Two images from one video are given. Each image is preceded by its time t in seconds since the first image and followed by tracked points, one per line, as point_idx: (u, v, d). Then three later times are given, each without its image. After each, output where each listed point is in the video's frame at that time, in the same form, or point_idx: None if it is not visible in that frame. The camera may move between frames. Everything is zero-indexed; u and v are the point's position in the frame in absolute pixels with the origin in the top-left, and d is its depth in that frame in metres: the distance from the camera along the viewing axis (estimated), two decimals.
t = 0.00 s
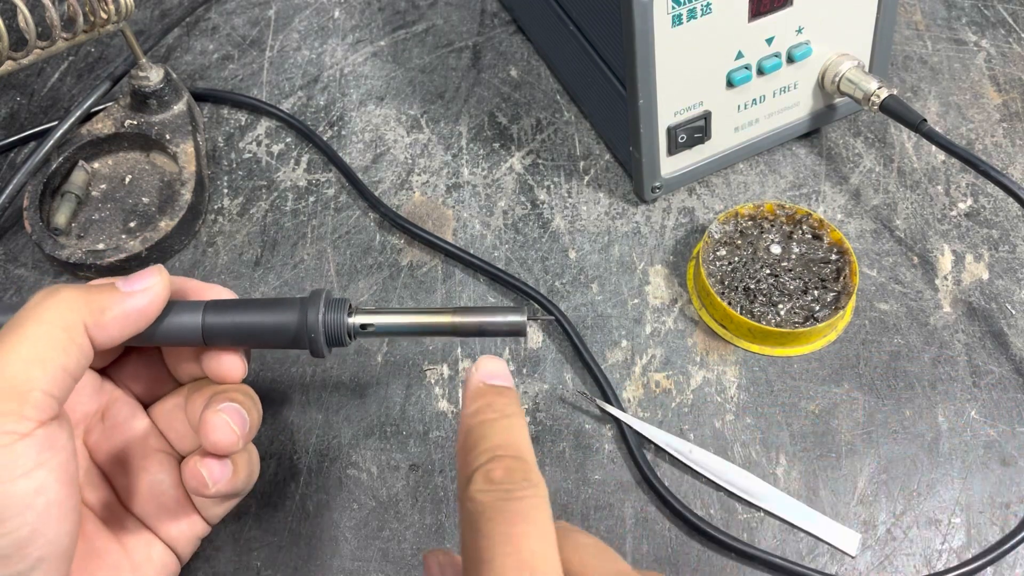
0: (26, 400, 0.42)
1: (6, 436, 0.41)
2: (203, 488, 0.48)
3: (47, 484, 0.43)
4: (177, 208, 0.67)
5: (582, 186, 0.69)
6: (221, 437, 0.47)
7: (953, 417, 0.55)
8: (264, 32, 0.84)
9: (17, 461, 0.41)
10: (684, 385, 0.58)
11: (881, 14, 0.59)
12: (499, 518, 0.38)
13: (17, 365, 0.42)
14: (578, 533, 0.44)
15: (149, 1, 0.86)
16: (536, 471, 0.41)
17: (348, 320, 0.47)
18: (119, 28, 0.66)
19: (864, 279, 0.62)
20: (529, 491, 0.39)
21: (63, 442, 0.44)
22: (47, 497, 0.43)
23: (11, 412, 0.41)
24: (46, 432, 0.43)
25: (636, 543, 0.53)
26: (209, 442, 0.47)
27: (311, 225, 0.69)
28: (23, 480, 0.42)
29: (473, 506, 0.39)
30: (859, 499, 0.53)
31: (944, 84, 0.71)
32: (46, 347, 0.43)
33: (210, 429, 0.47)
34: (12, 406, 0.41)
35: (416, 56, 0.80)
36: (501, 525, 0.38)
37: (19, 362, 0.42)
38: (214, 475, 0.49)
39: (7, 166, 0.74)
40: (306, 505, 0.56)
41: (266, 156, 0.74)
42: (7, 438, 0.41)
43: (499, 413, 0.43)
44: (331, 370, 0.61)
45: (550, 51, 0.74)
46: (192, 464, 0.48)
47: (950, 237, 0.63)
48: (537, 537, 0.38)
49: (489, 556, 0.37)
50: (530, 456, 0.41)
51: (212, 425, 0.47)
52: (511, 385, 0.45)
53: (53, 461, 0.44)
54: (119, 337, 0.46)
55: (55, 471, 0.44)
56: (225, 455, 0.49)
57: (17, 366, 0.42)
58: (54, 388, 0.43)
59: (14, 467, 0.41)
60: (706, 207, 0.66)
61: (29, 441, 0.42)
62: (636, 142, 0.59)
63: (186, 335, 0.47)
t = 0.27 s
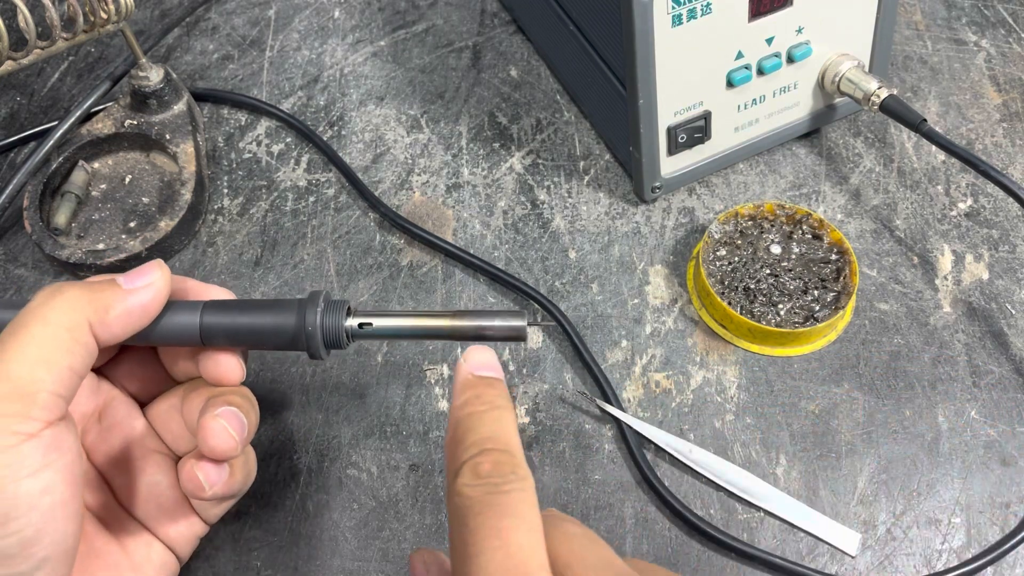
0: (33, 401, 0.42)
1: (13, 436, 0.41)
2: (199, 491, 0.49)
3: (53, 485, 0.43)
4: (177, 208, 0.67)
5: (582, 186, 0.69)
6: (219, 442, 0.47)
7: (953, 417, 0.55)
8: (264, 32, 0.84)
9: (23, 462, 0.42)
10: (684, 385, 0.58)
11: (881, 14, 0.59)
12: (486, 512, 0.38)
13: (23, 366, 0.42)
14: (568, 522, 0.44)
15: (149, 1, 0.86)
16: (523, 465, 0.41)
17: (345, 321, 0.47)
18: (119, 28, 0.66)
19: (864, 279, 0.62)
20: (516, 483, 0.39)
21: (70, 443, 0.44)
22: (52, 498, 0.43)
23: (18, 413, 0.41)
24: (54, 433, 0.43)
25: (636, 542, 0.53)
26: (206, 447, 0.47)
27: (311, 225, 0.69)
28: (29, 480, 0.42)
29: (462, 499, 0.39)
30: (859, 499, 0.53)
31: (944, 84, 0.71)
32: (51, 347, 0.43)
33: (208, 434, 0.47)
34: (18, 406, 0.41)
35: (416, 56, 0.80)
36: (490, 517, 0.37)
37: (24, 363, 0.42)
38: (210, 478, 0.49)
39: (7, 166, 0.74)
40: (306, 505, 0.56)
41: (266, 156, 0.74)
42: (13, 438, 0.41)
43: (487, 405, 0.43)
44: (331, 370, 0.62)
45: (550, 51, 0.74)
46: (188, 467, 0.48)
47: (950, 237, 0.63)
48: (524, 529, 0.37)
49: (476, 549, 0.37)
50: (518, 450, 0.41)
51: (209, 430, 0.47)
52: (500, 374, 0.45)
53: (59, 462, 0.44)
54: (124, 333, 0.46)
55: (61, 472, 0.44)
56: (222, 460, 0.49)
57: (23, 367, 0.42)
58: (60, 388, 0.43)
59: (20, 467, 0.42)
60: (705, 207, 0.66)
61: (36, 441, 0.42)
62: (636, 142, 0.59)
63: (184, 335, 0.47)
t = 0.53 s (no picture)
0: (39, 398, 0.42)
1: (19, 433, 0.41)
2: (198, 488, 0.49)
3: (58, 482, 0.43)
4: (177, 208, 0.67)
5: (582, 186, 0.69)
6: (220, 438, 0.47)
7: (953, 417, 0.55)
8: (264, 32, 0.84)
9: (28, 458, 0.42)
10: (684, 385, 0.58)
11: (881, 14, 0.59)
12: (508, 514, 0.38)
13: (29, 363, 0.42)
14: (583, 521, 0.43)
15: (149, 1, 0.86)
16: (543, 468, 0.40)
17: (344, 317, 0.47)
18: (119, 28, 0.66)
19: (864, 279, 0.62)
20: (538, 485, 0.39)
21: (74, 441, 0.45)
22: (58, 495, 0.43)
23: (23, 409, 0.41)
24: (59, 431, 0.44)
25: (636, 542, 0.53)
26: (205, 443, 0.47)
27: (311, 225, 0.69)
28: (35, 476, 0.42)
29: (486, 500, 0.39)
30: (859, 499, 0.53)
31: (944, 84, 0.71)
32: (57, 344, 0.43)
33: (208, 431, 0.47)
34: (25, 403, 0.42)
35: (416, 56, 0.80)
36: (512, 520, 0.37)
37: (30, 361, 0.42)
38: (209, 474, 0.49)
39: (7, 166, 0.74)
40: (306, 505, 0.56)
41: (266, 156, 0.74)
42: (19, 435, 0.41)
43: (506, 410, 0.43)
44: (330, 370, 0.61)
45: (550, 52, 0.74)
46: (188, 463, 0.48)
47: (950, 237, 0.63)
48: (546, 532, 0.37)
49: (501, 550, 0.37)
50: (538, 454, 0.41)
51: (209, 427, 0.47)
52: (515, 386, 0.45)
53: (64, 459, 0.44)
54: (128, 328, 0.46)
55: (67, 470, 0.44)
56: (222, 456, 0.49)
57: (29, 364, 0.42)
58: (66, 386, 0.44)
59: (26, 464, 0.42)
60: (706, 207, 0.66)
61: (41, 438, 0.43)
62: (636, 142, 0.59)
63: (182, 332, 0.47)
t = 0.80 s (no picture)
0: (41, 398, 0.42)
1: (21, 432, 0.41)
2: (197, 486, 0.49)
3: (60, 482, 0.44)
4: (177, 209, 0.67)
5: (582, 186, 0.69)
6: (217, 437, 0.47)
7: (953, 417, 0.55)
8: (264, 32, 0.84)
9: (29, 458, 0.42)
10: (684, 385, 0.58)
11: (881, 14, 0.59)
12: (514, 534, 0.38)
13: (31, 364, 0.42)
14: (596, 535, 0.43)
15: (149, 1, 0.86)
16: (551, 487, 0.40)
17: (342, 316, 0.47)
18: (119, 28, 0.66)
19: (864, 279, 0.62)
20: (547, 507, 0.39)
21: (76, 441, 0.45)
22: (60, 495, 0.44)
23: (25, 410, 0.42)
24: (61, 430, 0.44)
25: (636, 542, 0.53)
26: (203, 442, 0.47)
27: (311, 225, 0.69)
28: (37, 476, 0.42)
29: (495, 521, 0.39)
30: (859, 499, 0.53)
31: (944, 84, 0.71)
32: (58, 345, 0.43)
33: (205, 429, 0.47)
34: (28, 403, 0.42)
35: (416, 56, 0.80)
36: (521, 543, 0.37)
37: (32, 361, 0.42)
38: (207, 473, 0.49)
39: (7, 166, 0.74)
40: (306, 505, 0.56)
41: (266, 156, 0.74)
42: (22, 435, 0.41)
43: (509, 430, 0.43)
44: (330, 370, 0.61)
45: (550, 52, 0.74)
46: (185, 462, 0.48)
47: (950, 237, 0.63)
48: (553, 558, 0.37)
49: None
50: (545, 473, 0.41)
51: (207, 425, 0.47)
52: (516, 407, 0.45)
53: (66, 459, 0.44)
54: (128, 327, 0.46)
55: (69, 469, 0.44)
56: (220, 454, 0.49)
57: (31, 364, 0.42)
58: (68, 386, 0.44)
59: (28, 464, 0.42)
60: (706, 207, 0.66)
61: (43, 438, 0.43)
62: (636, 143, 0.59)
63: (180, 331, 0.47)
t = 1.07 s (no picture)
0: (41, 398, 0.42)
1: (21, 432, 0.41)
2: (195, 486, 0.48)
3: (61, 482, 0.44)
4: (177, 208, 0.67)
5: (582, 186, 0.69)
6: (217, 437, 0.47)
7: (953, 417, 0.55)
8: (264, 32, 0.84)
9: (30, 458, 0.42)
10: (684, 385, 0.58)
11: (881, 14, 0.59)
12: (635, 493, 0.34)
13: (30, 365, 0.42)
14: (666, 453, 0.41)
15: (149, 1, 0.86)
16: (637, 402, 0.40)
17: (341, 318, 0.47)
18: (119, 27, 0.66)
19: (864, 279, 0.62)
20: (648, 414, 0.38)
21: (76, 441, 0.45)
22: (59, 495, 0.44)
23: (25, 410, 0.41)
24: (61, 430, 0.44)
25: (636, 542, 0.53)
26: (202, 441, 0.47)
27: (311, 225, 0.69)
28: (37, 476, 0.42)
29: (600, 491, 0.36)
30: (859, 499, 0.53)
31: (944, 84, 0.71)
32: (57, 345, 0.43)
33: (204, 430, 0.47)
34: (28, 403, 0.42)
35: (416, 56, 0.80)
36: (643, 485, 0.35)
37: (31, 362, 0.42)
38: (206, 472, 0.49)
39: (7, 166, 0.74)
40: (306, 505, 0.56)
41: (266, 156, 0.74)
42: (22, 435, 0.41)
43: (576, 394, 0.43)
44: (330, 370, 0.61)
45: (550, 51, 0.74)
46: (184, 462, 0.48)
47: (950, 237, 0.63)
48: (666, 498, 0.34)
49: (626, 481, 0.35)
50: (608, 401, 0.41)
51: (206, 425, 0.47)
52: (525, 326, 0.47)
53: (66, 458, 0.44)
54: (126, 327, 0.45)
55: (69, 469, 0.44)
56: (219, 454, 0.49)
57: (30, 365, 0.42)
58: (67, 386, 0.44)
59: (28, 464, 0.42)
60: (705, 207, 0.66)
61: (43, 438, 0.43)
62: (636, 142, 0.59)
63: (177, 331, 0.47)
